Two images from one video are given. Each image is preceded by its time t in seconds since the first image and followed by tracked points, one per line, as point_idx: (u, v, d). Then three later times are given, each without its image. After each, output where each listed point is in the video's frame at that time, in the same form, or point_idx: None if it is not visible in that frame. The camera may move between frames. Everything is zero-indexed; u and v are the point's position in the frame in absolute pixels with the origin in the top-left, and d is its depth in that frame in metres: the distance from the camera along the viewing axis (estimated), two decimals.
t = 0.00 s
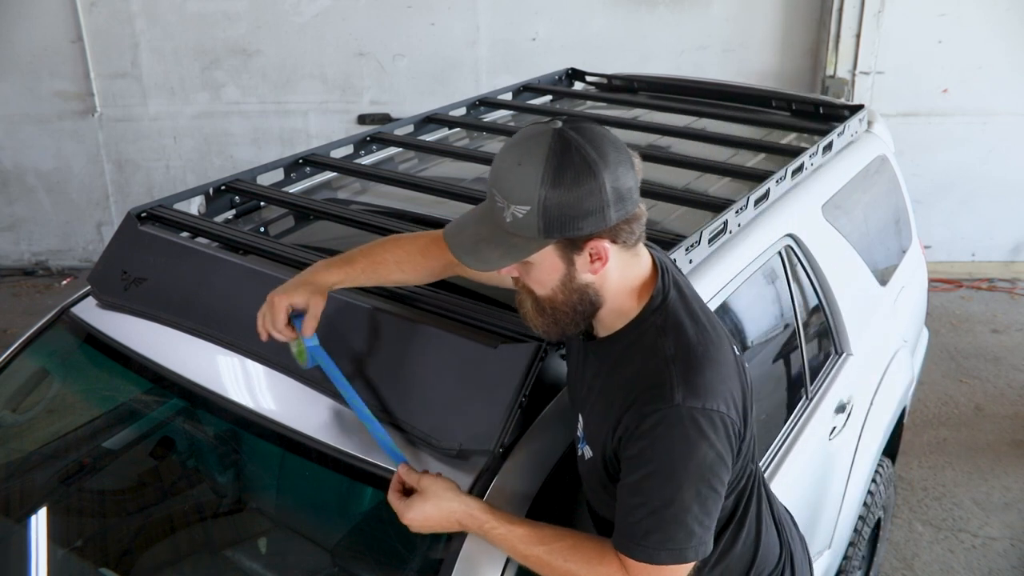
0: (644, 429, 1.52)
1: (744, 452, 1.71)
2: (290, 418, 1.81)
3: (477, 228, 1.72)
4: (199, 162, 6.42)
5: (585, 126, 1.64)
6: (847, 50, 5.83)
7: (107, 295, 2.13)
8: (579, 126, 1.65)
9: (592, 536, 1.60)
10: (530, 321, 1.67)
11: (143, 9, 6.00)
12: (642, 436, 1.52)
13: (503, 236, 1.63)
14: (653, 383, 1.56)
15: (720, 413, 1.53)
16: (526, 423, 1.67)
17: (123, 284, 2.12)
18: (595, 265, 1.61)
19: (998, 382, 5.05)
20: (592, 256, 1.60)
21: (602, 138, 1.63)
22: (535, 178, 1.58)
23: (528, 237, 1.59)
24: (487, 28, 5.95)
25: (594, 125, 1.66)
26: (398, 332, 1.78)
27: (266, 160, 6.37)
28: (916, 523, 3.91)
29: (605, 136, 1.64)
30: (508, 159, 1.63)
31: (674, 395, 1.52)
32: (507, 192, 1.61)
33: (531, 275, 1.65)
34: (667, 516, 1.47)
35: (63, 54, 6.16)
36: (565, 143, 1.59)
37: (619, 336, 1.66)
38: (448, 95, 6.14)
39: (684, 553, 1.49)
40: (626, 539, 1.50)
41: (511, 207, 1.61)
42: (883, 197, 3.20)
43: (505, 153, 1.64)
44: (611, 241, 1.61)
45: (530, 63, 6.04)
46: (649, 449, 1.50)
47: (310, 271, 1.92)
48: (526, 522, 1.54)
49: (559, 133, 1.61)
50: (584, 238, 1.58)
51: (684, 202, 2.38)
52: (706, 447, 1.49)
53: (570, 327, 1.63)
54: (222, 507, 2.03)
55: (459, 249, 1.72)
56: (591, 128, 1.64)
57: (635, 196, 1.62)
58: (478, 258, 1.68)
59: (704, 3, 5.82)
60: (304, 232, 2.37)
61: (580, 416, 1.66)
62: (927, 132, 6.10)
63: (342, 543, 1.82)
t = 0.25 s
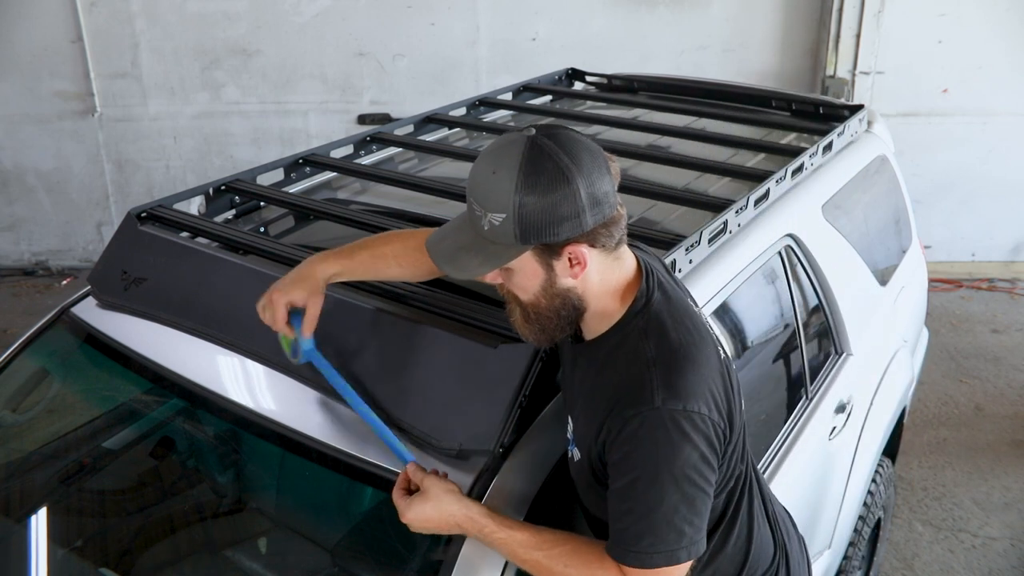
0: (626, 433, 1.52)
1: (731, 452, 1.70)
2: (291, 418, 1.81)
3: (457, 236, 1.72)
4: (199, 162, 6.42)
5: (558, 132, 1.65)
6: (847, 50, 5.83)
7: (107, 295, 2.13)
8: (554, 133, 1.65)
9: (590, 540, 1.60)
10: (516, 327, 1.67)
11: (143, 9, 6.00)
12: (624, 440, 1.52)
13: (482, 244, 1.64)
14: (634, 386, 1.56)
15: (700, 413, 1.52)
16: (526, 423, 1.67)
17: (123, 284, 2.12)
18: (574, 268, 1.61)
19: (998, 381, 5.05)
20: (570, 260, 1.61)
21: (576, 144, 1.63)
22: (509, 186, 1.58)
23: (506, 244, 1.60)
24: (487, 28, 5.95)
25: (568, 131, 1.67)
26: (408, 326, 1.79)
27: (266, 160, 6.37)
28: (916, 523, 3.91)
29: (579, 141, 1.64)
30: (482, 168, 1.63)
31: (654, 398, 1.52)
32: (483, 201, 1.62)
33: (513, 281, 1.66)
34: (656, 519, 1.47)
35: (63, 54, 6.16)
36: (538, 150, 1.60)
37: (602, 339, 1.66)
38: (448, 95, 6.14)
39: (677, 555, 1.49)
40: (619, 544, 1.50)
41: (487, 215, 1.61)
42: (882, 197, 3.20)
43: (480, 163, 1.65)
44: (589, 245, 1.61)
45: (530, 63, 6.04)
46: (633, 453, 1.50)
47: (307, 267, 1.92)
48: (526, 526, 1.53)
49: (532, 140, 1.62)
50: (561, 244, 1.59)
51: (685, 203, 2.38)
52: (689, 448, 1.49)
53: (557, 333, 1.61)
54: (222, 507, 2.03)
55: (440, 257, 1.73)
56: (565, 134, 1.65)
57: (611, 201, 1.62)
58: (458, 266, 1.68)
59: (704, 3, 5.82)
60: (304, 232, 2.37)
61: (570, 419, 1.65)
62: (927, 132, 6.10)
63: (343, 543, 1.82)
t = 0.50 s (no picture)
0: (628, 429, 1.52)
1: (730, 453, 1.70)
2: (290, 418, 1.80)
3: (455, 240, 1.72)
4: (199, 162, 6.42)
5: (554, 135, 1.64)
6: (847, 50, 5.83)
7: (107, 295, 2.13)
8: (547, 135, 1.64)
9: (587, 536, 1.60)
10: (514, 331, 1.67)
11: (143, 9, 5.99)
12: (625, 437, 1.52)
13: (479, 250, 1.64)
14: (636, 384, 1.56)
15: (703, 410, 1.52)
16: (526, 423, 1.67)
17: (123, 284, 2.12)
18: (572, 272, 1.62)
19: (998, 382, 5.05)
20: (568, 264, 1.61)
21: (570, 146, 1.62)
22: (504, 192, 1.58)
23: (503, 249, 1.60)
24: (487, 28, 5.95)
25: (564, 133, 1.66)
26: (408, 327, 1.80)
27: (266, 160, 6.37)
28: (916, 523, 3.91)
29: (575, 143, 1.63)
30: (477, 174, 1.63)
31: (656, 395, 1.52)
32: (479, 206, 1.62)
33: (512, 285, 1.66)
34: (655, 517, 1.48)
35: (63, 54, 6.16)
36: (533, 154, 1.59)
37: (601, 339, 1.66)
38: (448, 95, 6.14)
39: (675, 553, 1.49)
40: (617, 542, 1.50)
41: (484, 220, 1.61)
42: (883, 197, 3.20)
43: (475, 167, 1.64)
44: (586, 248, 1.61)
45: (530, 63, 6.04)
46: (633, 450, 1.50)
47: (305, 274, 1.92)
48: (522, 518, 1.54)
49: (526, 144, 1.61)
50: (559, 247, 1.59)
51: (686, 203, 2.38)
52: (691, 446, 1.49)
53: (556, 336, 1.61)
54: (222, 507, 2.03)
55: (438, 262, 1.73)
56: (561, 136, 1.64)
57: (608, 203, 1.62)
58: (457, 272, 1.68)
59: (704, 3, 5.82)
60: (304, 232, 2.37)
61: (571, 419, 1.65)
62: (927, 132, 6.10)
63: (342, 543, 1.82)
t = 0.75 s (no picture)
0: (626, 428, 1.52)
1: (726, 455, 1.69)
2: (290, 418, 1.80)
3: (452, 248, 1.73)
4: (199, 162, 6.42)
5: (546, 142, 1.64)
6: (847, 50, 5.83)
7: (107, 295, 2.13)
8: (541, 143, 1.65)
9: (582, 536, 1.60)
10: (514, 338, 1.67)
11: (143, 8, 5.99)
12: (624, 436, 1.51)
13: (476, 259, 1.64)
14: (634, 383, 1.56)
15: (701, 410, 1.52)
16: (527, 423, 1.67)
17: (123, 284, 2.13)
18: (570, 278, 1.62)
19: (998, 381, 5.05)
20: (566, 270, 1.62)
21: (564, 153, 1.63)
22: (499, 201, 1.59)
23: (500, 258, 1.61)
24: (487, 28, 5.95)
25: (556, 140, 1.66)
26: (409, 330, 1.80)
27: (266, 160, 6.37)
28: (916, 523, 3.91)
29: (568, 150, 1.64)
30: (472, 184, 1.63)
31: (655, 394, 1.52)
32: (475, 216, 1.62)
33: (510, 292, 1.67)
34: (652, 517, 1.47)
35: (63, 54, 6.16)
36: (527, 162, 1.60)
37: (599, 341, 1.66)
38: (448, 95, 6.14)
39: (671, 553, 1.48)
40: (612, 540, 1.49)
41: (480, 230, 1.62)
42: (883, 197, 3.20)
43: (470, 177, 1.65)
44: (583, 254, 1.62)
45: (530, 63, 6.04)
46: (632, 449, 1.49)
47: (302, 281, 1.92)
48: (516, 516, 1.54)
49: (520, 153, 1.61)
50: (556, 254, 1.60)
51: (686, 203, 2.38)
52: (690, 445, 1.49)
53: (555, 341, 1.60)
54: (222, 507, 2.03)
55: (436, 273, 1.73)
56: (554, 144, 1.64)
57: (604, 208, 1.62)
58: (456, 283, 1.69)
59: (704, 3, 5.82)
60: (304, 232, 2.36)
61: (570, 420, 1.64)
62: (927, 132, 6.10)
63: (342, 543, 1.82)
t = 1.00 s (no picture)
0: (620, 435, 1.51)
1: (721, 459, 1.69)
2: (291, 419, 1.80)
3: (440, 259, 1.70)
4: (199, 162, 6.42)
5: (536, 154, 1.62)
6: (847, 50, 5.83)
7: (107, 295, 2.13)
8: (531, 154, 1.63)
9: (578, 538, 1.60)
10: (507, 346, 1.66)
11: (143, 9, 5.99)
12: (618, 443, 1.51)
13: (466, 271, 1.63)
14: (628, 390, 1.55)
15: (696, 417, 1.52)
16: (527, 423, 1.67)
17: (123, 284, 2.13)
18: (562, 289, 1.61)
19: (998, 381, 5.05)
20: (558, 281, 1.61)
21: (554, 165, 1.61)
22: (489, 216, 1.57)
23: (490, 272, 1.59)
24: (487, 28, 5.95)
25: (546, 151, 1.64)
26: (413, 332, 1.80)
27: (266, 160, 6.37)
28: (916, 523, 3.91)
29: (558, 162, 1.62)
30: (460, 196, 1.61)
31: (650, 401, 1.51)
32: (463, 230, 1.60)
33: (501, 303, 1.66)
34: (645, 522, 1.47)
35: (63, 54, 6.16)
36: (516, 176, 1.58)
37: (593, 349, 1.66)
38: (448, 95, 6.15)
39: (662, 558, 1.49)
40: (605, 544, 1.49)
41: (469, 243, 1.60)
42: (882, 197, 3.20)
43: (458, 189, 1.63)
44: (574, 266, 1.61)
45: (530, 63, 6.04)
46: (625, 455, 1.49)
47: (316, 290, 1.91)
48: (514, 515, 1.55)
49: (509, 166, 1.59)
50: (547, 267, 1.59)
51: (686, 202, 2.38)
52: (683, 452, 1.49)
53: (549, 349, 1.62)
54: (222, 507, 2.03)
55: (425, 284, 1.71)
56: (544, 155, 1.62)
57: (594, 219, 1.61)
58: (445, 296, 1.67)
59: (704, 3, 5.82)
60: (304, 232, 2.36)
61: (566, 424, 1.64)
62: (927, 132, 6.10)
63: (342, 543, 1.82)
